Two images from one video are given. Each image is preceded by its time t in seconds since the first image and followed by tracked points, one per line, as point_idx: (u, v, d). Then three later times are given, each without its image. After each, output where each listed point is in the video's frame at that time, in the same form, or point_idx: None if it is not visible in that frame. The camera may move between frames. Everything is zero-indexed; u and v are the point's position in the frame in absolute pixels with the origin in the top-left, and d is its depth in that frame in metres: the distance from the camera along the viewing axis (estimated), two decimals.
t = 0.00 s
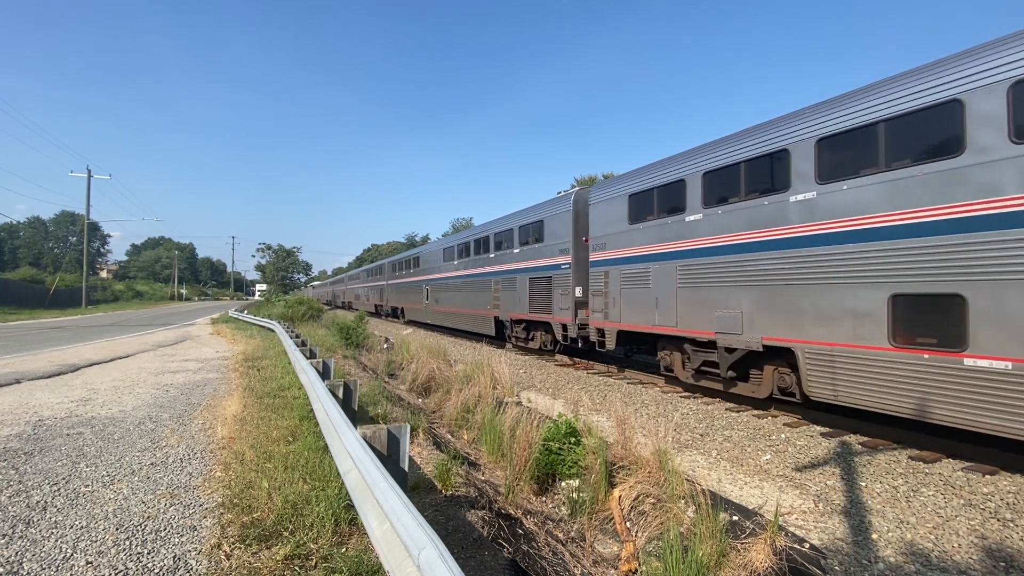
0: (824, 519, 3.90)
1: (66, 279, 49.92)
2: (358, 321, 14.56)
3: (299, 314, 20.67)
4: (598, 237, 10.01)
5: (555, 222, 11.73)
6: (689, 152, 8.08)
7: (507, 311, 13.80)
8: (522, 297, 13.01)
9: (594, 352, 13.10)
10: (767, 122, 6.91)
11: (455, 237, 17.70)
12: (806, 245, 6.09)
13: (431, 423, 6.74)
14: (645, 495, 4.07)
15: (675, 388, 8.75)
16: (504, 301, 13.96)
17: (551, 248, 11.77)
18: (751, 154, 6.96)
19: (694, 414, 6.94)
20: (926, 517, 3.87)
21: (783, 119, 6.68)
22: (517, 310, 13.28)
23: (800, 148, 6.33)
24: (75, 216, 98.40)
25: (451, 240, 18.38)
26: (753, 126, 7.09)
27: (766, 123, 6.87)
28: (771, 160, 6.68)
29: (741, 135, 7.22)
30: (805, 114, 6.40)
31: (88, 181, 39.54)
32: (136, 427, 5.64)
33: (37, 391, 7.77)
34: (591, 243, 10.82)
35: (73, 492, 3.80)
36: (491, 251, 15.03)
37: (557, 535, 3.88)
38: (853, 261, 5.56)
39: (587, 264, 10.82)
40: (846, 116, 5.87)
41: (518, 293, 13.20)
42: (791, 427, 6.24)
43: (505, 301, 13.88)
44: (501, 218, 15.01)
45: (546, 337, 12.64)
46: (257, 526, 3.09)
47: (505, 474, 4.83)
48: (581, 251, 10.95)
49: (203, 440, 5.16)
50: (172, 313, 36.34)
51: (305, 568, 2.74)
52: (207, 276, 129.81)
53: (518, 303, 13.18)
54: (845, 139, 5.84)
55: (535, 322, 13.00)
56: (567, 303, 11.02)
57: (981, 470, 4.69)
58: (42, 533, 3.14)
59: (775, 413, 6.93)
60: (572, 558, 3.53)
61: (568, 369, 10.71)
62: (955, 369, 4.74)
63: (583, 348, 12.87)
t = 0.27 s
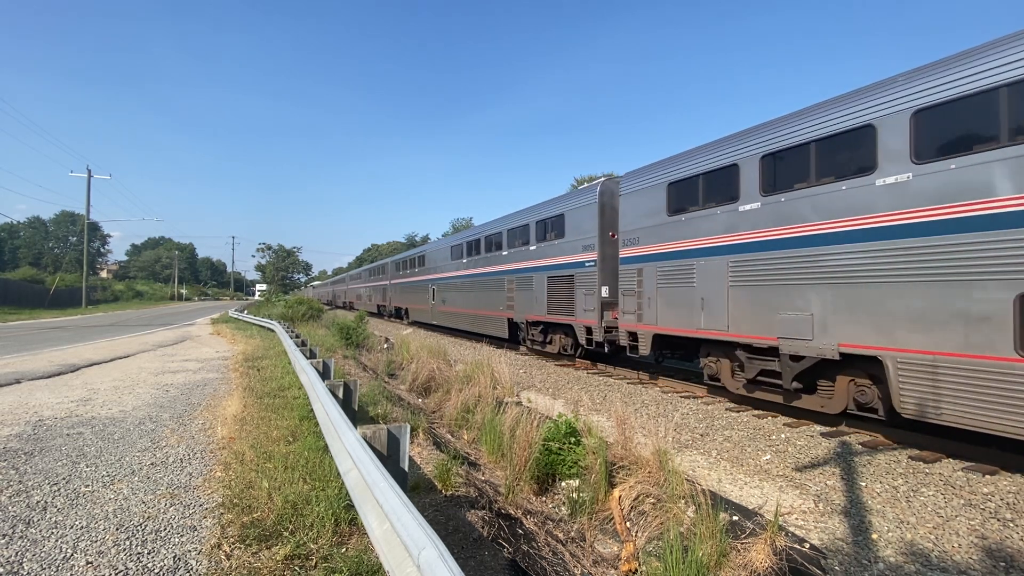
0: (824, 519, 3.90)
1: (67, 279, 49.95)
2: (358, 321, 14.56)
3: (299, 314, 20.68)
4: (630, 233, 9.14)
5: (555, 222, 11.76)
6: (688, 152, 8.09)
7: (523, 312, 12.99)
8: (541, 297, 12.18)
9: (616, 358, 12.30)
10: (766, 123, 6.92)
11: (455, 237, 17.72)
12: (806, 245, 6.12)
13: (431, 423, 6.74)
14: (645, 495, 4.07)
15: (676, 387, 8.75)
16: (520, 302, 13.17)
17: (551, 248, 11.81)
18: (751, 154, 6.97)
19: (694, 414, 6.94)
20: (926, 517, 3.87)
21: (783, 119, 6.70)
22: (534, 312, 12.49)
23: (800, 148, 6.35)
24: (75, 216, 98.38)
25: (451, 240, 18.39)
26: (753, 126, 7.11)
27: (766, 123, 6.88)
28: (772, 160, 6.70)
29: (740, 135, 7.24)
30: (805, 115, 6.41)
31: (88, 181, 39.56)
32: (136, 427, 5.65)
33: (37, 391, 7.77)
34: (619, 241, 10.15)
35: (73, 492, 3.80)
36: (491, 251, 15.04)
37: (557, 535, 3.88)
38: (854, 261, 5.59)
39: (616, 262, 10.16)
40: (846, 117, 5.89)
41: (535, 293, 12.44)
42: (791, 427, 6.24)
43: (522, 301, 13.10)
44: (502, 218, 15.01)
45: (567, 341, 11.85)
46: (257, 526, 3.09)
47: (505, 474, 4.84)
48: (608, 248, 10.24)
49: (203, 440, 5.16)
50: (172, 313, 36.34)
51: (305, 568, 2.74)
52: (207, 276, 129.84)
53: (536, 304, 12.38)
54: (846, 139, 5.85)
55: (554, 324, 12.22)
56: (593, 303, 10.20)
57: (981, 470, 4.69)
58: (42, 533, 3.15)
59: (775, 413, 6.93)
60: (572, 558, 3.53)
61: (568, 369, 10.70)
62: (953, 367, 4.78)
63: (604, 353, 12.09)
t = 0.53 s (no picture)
0: (824, 519, 3.90)
1: (67, 279, 49.95)
2: (358, 321, 14.56)
3: (299, 314, 20.68)
4: (671, 227, 8.18)
5: (555, 222, 11.77)
6: (688, 153, 8.09)
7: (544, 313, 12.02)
8: (564, 298, 11.23)
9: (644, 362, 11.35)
10: (766, 123, 6.93)
11: (455, 237, 17.73)
12: (806, 245, 6.13)
13: (431, 423, 6.74)
14: (645, 495, 4.07)
15: (676, 387, 8.74)
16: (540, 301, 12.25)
17: (551, 248, 11.83)
18: (751, 154, 6.98)
19: (694, 414, 6.94)
20: (926, 517, 3.87)
21: (782, 120, 6.71)
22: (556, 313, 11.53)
23: (800, 149, 6.35)
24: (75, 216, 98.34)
25: (451, 240, 18.40)
26: (752, 126, 7.12)
27: (765, 123, 6.90)
28: (772, 160, 6.71)
29: (739, 135, 7.25)
30: (804, 115, 6.43)
31: (88, 181, 39.55)
32: (136, 427, 5.64)
33: (37, 391, 7.77)
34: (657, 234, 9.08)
35: (73, 492, 3.80)
36: (492, 251, 15.04)
37: (557, 535, 3.88)
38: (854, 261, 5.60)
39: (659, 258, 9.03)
40: (846, 117, 5.90)
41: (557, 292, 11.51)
42: (791, 427, 6.24)
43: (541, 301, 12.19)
44: (503, 217, 15.00)
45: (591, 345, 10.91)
46: (257, 526, 3.09)
47: (504, 474, 4.84)
48: (644, 242, 9.08)
49: (203, 440, 5.16)
50: (172, 313, 36.35)
51: (305, 568, 2.74)
52: (207, 276, 129.86)
53: (559, 305, 11.41)
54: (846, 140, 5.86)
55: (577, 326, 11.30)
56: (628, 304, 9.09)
57: (981, 470, 4.69)
58: (42, 533, 3.14)
59: (775, 413, 6.93)
60: (572, 558, 3.53)
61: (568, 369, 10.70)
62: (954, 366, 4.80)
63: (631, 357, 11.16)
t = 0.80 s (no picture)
0: (824, 519, 3.90)
1: (67, 279, 49.96)
2: (358, 321, 14.56)
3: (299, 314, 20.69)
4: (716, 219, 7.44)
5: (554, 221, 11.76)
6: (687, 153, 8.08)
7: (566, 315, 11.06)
8: (590, 298, 10.27)
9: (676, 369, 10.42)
10: (767, 123, 6.92)
11: (455, 237, 17.75)
12: (808, 245, 6.09)
13: (431, 423, 6.74)
14: (645, 495, 4.07)
15: (676, 387, 8.75)
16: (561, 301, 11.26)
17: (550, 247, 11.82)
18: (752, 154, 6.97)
19: (694, 414, 6.94)
20: (926, 517, 3.87)
21: (784, 119, 6.70)
22: (580, 316, 10.58)
23: (802, 148, 6.34)
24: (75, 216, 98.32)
25: (451, 240, 18.41)
26: (754, 126, 7.10)
27: (767, 123, 6.88)
28: (773, 160, 6.70)
29: (741, 134, 7.23)
30: (806, 115, 6.41)
31: (88, 181, 39.56)
32: (136, 427, 5.65)
33: (37, 391, 7.77)
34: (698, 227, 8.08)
35: (73, 492, 3.80)
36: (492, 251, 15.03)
37: (557, 535, 3.88)
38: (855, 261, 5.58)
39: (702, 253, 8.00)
40: (849, 117, 5.89)
41: (581, 292, 10.55)
42: (791, 427, 6.24)
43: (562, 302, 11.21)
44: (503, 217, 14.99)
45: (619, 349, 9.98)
46: (257, 526, 3.09)
47: (504, 474, 4.83)
48: (683, 236, 8.09)
49: (203, 440, 5.16)
50: (172, 313, 36.36)
51: (305, 568, 2.74)
52: (207, 276, 129.89)
53: (584, 305, 10.44)
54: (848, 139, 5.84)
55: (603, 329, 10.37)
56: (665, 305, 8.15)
57: (981, 470, 4.69)
58: (42, 533, 3.14)
59: (775, 413, 6.93)
60: (572, 558, 3.53)
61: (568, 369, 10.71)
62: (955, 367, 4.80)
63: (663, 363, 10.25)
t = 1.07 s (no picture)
0: (824, 519, 3.90)
1: (67, 279, 49.98)
2: (358, 321, 14.57)
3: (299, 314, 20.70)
4: (779, 208, 6.64)
5: (554, 221, 11.76)
6: (686, 151, 8.08)
7: (592, 316, 10.11)
8: (621, 298, 9.31)
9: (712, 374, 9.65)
10: (769, 122, 6.93)
11: (455, 237, 17.75)
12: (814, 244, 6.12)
13: (431, 423, 6.73)
14: (645, 495, 4.07)
15: (676, 387, 8.75)
16: (585, 301, 10.32)
17: (550, 247, 11.82)
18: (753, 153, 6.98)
19: (694, 414, 6.94)
20: (926, 517, 3.87)
21: (786, 118, 6.71)
22: (609, 318, 9.63)
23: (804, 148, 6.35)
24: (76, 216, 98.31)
25: (451, 240, 18.41)
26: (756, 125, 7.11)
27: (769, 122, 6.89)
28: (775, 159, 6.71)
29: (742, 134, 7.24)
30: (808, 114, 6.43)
31: (88, 181, 39.55)
32: (136, 427, 5.65)
33: (37, 391, 7.77)
34: (753, 217, 7.42)
35: (73, 492, 3.80)
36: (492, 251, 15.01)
37: (557, 535, 3.88)
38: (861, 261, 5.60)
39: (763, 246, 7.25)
40: (851, 116, 5.91)
41: (610, 292, 9.61)
42: (791, 427, 6.24)
43: (587, 301, 10.27)
44: (503, 217, 14.99)
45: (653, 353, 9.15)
46: (257, 526, 3.09)
47: (505, 474, 4.83)
48: (733, 227, 7.39)
49: (203, 440, 5.16)
50: (172, 313, 36.36)
51: (305, 568, 2.74)
52: (207, 276, 129.90)
53: (614, 306, 9.50)
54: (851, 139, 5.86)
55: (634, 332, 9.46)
56: (715, 305, 7.32)
57: (981, 470, 4.69)
58: (42, 533, 3.14)
59: (776, 413, 6.93)
60: (572, 558, 3.53)
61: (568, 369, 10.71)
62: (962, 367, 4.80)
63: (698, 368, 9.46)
